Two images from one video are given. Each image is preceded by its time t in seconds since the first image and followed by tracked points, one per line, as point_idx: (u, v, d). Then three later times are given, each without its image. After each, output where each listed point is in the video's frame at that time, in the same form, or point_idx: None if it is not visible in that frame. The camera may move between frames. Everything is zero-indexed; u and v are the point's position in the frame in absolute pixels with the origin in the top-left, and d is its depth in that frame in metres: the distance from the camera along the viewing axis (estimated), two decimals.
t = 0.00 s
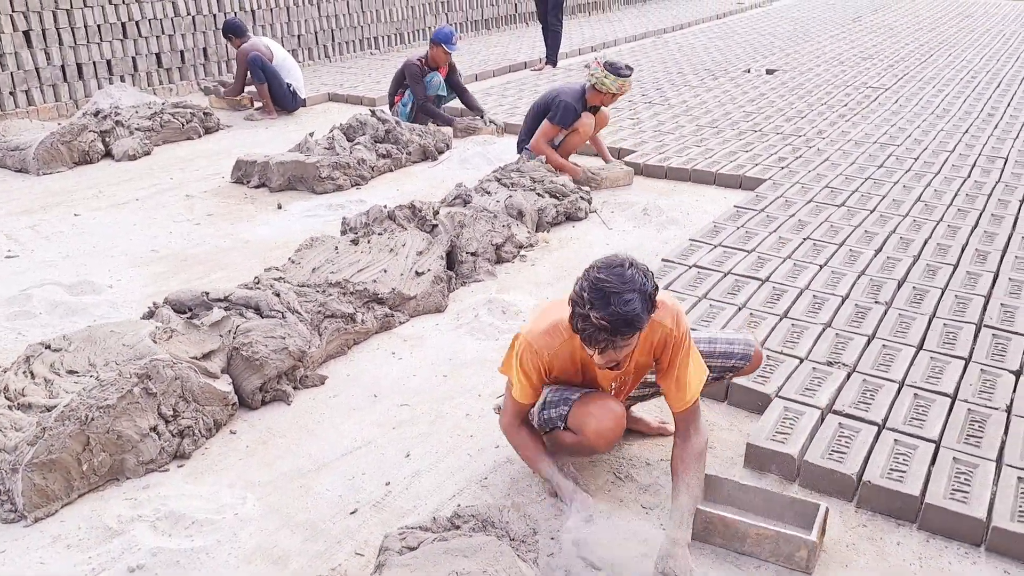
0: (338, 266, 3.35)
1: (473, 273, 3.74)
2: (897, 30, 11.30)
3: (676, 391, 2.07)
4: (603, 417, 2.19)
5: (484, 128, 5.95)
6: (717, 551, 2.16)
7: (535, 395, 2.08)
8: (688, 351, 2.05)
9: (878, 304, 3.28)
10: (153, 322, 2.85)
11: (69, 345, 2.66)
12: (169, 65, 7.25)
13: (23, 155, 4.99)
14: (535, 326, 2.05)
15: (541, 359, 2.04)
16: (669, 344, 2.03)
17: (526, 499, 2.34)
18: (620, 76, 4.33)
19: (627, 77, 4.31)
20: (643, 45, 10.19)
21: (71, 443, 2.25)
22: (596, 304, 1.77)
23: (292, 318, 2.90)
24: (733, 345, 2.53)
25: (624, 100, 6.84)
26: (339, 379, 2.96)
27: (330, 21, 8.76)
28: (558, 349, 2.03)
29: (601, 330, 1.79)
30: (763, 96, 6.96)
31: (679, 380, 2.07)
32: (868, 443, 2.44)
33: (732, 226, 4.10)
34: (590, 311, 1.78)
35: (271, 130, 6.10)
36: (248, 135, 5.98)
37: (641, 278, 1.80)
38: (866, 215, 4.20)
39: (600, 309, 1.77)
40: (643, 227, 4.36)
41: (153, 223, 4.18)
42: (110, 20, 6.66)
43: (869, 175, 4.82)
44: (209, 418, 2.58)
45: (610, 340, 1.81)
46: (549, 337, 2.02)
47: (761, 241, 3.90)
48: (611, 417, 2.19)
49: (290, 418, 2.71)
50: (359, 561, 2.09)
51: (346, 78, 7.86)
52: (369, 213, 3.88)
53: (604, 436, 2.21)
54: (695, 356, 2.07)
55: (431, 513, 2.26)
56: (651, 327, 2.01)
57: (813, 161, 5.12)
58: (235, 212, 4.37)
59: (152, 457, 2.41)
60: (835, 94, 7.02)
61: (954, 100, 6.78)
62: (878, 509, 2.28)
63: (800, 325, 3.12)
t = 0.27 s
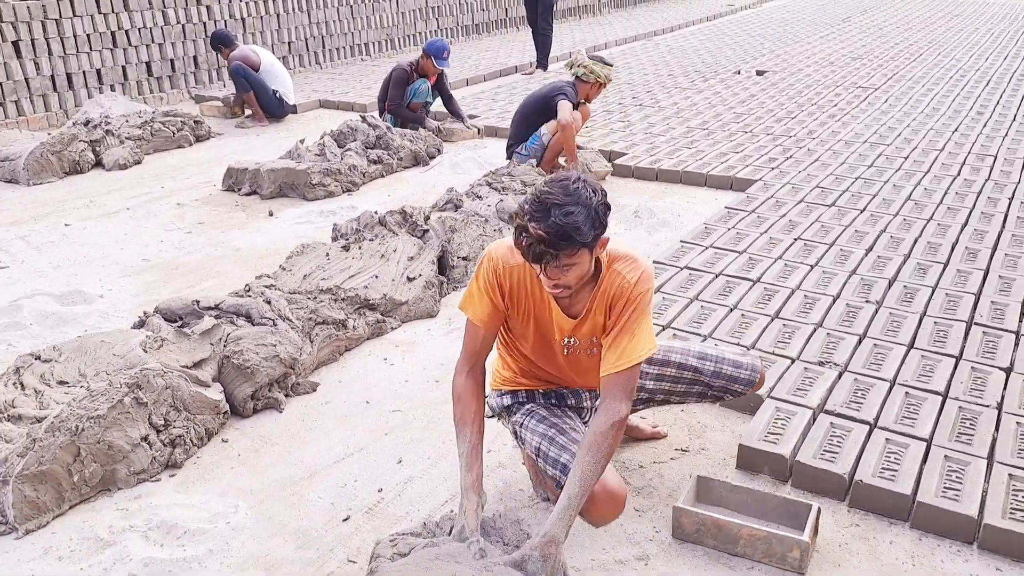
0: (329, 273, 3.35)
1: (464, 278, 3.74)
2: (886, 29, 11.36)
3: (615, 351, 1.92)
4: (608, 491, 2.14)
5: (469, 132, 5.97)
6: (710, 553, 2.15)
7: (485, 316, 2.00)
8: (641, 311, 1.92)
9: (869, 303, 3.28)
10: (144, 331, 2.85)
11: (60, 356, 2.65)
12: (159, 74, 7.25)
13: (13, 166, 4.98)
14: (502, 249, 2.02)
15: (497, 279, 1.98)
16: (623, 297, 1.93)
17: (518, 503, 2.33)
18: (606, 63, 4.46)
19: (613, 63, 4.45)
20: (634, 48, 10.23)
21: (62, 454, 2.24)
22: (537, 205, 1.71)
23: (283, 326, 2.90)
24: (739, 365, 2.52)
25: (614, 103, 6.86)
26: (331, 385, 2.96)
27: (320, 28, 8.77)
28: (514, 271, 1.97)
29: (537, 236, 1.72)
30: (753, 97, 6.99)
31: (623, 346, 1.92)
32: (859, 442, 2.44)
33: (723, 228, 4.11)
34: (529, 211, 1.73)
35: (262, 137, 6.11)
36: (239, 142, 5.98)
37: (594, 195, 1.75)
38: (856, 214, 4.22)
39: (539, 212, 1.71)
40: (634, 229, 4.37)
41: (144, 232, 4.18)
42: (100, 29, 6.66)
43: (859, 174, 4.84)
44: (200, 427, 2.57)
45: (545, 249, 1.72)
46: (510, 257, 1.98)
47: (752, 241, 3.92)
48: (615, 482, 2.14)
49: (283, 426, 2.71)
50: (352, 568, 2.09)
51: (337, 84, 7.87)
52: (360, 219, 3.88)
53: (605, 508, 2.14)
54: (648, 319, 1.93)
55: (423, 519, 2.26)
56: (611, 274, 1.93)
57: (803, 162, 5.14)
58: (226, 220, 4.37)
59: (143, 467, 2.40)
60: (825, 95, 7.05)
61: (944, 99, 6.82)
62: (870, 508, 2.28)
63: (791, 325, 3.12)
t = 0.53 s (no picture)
0: (323, 277, 3.34)
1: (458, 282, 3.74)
2: (878, 32, 11.42)
3: (580, 380, 1.85)
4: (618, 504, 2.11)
5: (461, 134, 5.97)
6: (704, 557, 2.15)
7: (452, 354, 1.87)
8: (608, 336, 1.86)
9: (863, 306, 3.29)
10: (136, 336, 2.84)
11: (51, 360, 2.63)
12: (152, 76, 7.23)
13: (5, 169, 4.95)
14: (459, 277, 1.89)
15: (460, 310, 1.86)
16: (590, 325, 1.86)
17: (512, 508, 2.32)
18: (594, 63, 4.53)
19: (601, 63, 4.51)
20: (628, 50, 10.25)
21: (53, 459, 2.23)
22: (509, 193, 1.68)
23: (276, 330, 2.89)
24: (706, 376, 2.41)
25: (608, 106, 6.88)
26: (325, 390, 2.94)
27: (314, 30, 8.76)
28: (476, 302, 1.86)
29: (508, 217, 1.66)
30: (747, 100, 7.01)
31: (587, 372, 1.85)
32: (854, 445, 2.44)
33: (717, 230, 4.12)
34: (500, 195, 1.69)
35: (256, 140, 6.09)
36: (232, 145, 5.96)
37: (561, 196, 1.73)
38: (850, 217, 4.22)
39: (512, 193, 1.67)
40: (628, 232, 4.37)
41: (136, 235, 4.16)
42: (92, 31, 6.63)
43: (852, 177, 4.85)
44: (193, 431, 2.56)
45: (512, 234, 1.67)
46: (469, 286, 1.87)
47: (746, 244, 3.92)
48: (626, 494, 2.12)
49: (275, 430, 2.70)
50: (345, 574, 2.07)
51: (331, 86, 7.86)
52: (354, 222, 3.87)
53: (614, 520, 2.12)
54: (614, 348, 1.87)
55: (416, 524, 2.25)
56: (577, 296, 1.86)
57: (797, 164, 5.15)
58: (219, 223, 4.35)
59: (135, 472, 2.39)
60: (818, 98, 7.08)
61: (937, 102, 6.85)
62: (865, 511, 2.28)
63: (785, 329, 3.13)
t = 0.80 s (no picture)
0: (318, 281, 3.34)
1: (453, 286, 3.74)
2: (874, 36, 11.45)
3: (584, 399, 1.89)
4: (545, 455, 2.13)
5: (457, 138, 5.99)
6: (698, 561, 2.15)
7: (464, 355, 1.90)
8: (607, 354, 1.90)
9: (857, 309, 3.30)
10: (130, 340, 2.83)
11: (45, 364, 2.63)
12: (148, 80, 7.23)
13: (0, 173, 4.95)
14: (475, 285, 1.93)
15: (473, 318, 1.89)
16: (590, 345, 1.89)
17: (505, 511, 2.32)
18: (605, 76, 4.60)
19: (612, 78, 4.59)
20: (624, 54, 10.27)
21: (46, 464, 2.22)
22: (520, 273, 1.66)
23: (270, 335, 2.89)
24: (672, 373, 2.47)
25: (604, 109, 6.89)
26: (319, 394, 2.95)
27: (311, 34, 8.77)
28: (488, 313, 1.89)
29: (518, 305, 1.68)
30: (743, 103, 7.02)
31: (595, 390, 1.88)
32: (847, 449, 2.44)
33: (712, 234, 4.12)
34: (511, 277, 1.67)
35: (252, 144, 6.10)
36: (228, 149, 5.97)
37: (570, 263, 1.70)
38: (844, 220, 4.24)
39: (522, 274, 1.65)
40: (624, 236, 4.38)
41: (131, 239, 4.16)
42: (89, 35, 6.63)
43: (847, 180, 4.87)
44: (187, 435, 2.56)
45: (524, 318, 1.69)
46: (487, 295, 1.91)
47: (741, 248, 3.93)
48: (551, 446, 2.13)
49: (270, 434, 2.70)
50: None
51: (328, 90, 7.88)
52: (349, 226, 3.87)
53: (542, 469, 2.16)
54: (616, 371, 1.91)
55: (410, 528, 2.25)
56: (575, 321, 1.88)
57: (792, 168, 5.16)
58: (215, 227, 4.36)
59: (129, 476, 2.39)
60: (813, 101, 7.10)
61: (932, 105, 6.86)
62: (858, 515, 2.28)
63: (779, 332, 3.13)
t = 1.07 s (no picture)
0: (312, 284, 3.33)
1: (448, 287, 3.73)
2: (867, 30, 11.46)
3: (602, 374, 2.13)
4: (507, 381, 2.08)
5: (451, 138, 5.99)
6: (696, 560, 2.14)
7: (460, 357, 2.04)
8: (618, 334, 2.12)
9: (852, 305, 3.29)
10: (124, 345, 2.81)
11: (38, 372, 2.61)
12: (140, 84, 7.21)
13: None
14: (479, 293, 2.03)
15: (482, 323, 2.02)
16: (603, 327, 2.10)
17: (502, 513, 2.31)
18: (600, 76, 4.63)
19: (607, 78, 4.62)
20: (617, 52, 10.27)
21: (39, 472, 2.21)
22: (565, 265, 1.78)
23: (264, 339, 2.88)
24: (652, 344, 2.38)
25: (598, 107, 6.88)
26: (314, 397, 2.93)
27: (303, 36, 8.75)
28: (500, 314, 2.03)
29: (569, 298, 1.80)
30: (736, 100, 7.02)
31: (609, 367, 2.13)
32: (844, 446, 2.43)
33: (707, 231, 4.12)
34: (559, 274, 1.79)
35: (245, 147, 6.08)
36: (221, 152, 5.95)
37: (605, 250, 1.85)
38: (839, 216, 4.23)
39: (568, 267, 1.78)
40: (618, 234, 4.37)
41: (124, 244, 4.14)
42: (80, 40, 6.61)
43: (842, 176, 4.86)
44: (181, 441, 2.54)
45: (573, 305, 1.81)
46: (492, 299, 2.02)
47: (735, 245, 3.92)
48: (513, 370, 2.08)
49: (265, 439, 2.68)
50: None
51: (321, 92, 7.86)
52: (342, 229, 3.86)
53: (511, 400, 2.09)
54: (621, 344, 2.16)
55: (406, 531, 2.24)
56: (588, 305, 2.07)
57: (787, 164, 5.16)
58: (208, 231, 4.34)
59: (123, 483, 2.37)
60: (807, 97, 7.10)
61: (925, 99, 6.87)
62: (856, 512, 2.27)
63: (775, 330, 3.13)
